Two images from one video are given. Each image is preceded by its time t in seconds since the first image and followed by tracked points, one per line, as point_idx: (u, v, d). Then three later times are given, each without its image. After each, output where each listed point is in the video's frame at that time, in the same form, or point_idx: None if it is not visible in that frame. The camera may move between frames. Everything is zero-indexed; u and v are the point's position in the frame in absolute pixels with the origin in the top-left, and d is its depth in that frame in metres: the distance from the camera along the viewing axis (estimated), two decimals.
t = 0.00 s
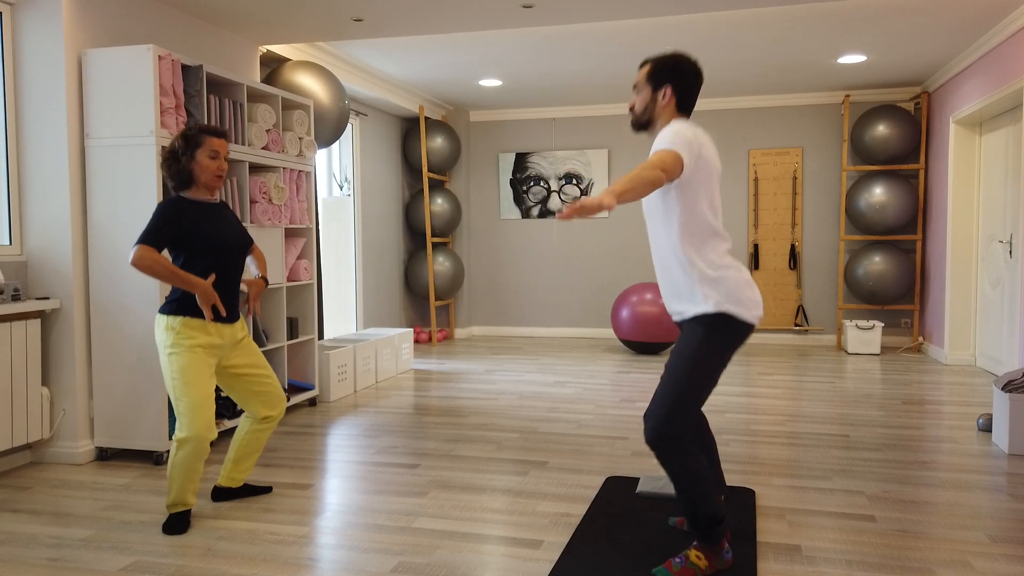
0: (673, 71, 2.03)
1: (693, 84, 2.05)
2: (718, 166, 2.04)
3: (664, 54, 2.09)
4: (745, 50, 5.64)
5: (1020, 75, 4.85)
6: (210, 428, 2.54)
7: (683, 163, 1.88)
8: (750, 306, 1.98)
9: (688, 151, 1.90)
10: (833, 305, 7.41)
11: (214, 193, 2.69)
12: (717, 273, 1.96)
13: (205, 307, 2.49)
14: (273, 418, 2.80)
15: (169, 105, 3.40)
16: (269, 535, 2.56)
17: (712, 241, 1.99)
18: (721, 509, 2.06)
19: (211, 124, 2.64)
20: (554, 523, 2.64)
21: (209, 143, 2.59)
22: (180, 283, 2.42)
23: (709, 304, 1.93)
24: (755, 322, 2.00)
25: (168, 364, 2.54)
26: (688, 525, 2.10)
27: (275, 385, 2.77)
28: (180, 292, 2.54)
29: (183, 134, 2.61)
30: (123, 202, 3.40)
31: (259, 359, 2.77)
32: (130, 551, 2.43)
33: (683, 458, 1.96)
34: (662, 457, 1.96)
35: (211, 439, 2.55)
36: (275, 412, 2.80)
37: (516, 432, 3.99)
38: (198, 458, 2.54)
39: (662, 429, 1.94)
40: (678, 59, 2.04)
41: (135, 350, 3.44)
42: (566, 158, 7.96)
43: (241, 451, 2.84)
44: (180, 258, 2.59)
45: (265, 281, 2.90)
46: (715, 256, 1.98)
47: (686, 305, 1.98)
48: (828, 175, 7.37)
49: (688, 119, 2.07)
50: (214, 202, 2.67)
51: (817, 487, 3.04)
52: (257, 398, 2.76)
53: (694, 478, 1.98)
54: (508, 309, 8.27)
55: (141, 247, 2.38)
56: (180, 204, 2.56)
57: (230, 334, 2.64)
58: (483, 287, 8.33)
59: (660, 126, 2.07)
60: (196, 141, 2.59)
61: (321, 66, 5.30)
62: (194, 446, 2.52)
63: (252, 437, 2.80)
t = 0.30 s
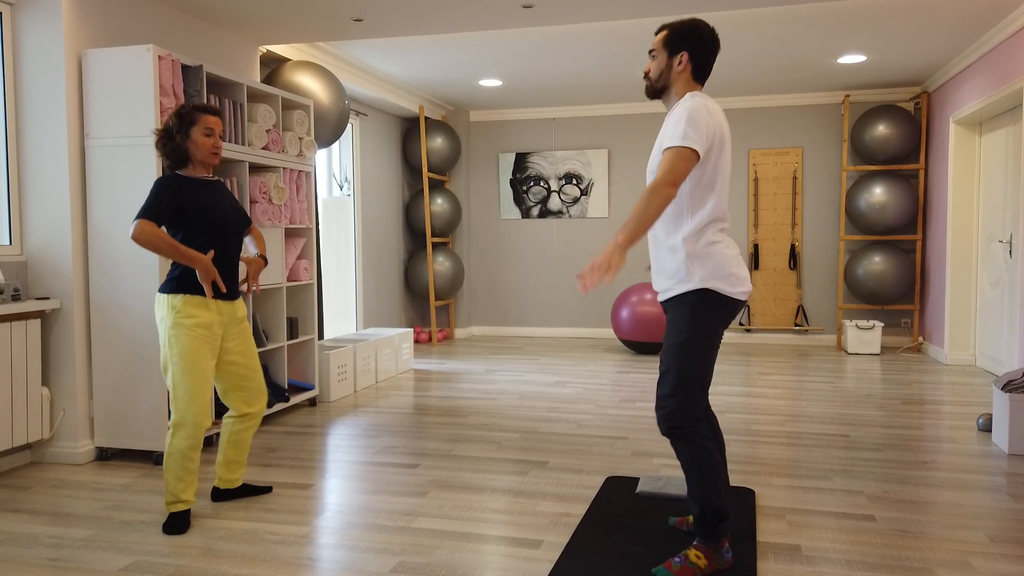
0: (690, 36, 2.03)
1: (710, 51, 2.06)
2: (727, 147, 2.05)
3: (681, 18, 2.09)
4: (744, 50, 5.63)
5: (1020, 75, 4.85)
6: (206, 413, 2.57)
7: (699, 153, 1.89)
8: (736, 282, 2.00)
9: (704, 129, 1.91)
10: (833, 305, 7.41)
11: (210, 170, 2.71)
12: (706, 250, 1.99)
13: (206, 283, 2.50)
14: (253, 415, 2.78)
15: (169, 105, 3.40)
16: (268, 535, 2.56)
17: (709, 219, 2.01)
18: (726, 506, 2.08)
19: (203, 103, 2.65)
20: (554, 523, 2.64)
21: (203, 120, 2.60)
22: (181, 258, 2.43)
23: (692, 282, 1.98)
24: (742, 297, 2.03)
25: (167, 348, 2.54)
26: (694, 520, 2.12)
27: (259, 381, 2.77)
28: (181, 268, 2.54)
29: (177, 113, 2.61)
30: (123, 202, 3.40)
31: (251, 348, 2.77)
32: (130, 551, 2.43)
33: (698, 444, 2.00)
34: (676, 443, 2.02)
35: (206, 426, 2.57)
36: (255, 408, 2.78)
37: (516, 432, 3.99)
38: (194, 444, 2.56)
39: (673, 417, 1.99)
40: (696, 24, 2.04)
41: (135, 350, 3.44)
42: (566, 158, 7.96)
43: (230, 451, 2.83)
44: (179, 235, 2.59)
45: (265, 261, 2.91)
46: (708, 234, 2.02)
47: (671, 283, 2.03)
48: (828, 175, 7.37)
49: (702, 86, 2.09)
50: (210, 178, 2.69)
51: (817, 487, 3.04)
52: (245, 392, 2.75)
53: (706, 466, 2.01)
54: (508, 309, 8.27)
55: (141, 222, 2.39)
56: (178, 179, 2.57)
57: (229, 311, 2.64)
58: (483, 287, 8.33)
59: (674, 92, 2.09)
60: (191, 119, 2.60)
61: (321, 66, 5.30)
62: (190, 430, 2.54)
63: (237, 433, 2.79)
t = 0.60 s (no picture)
0: (696, 29, 2.04)
1: (717, 46, 2.05)
2: (730, 146, 2.06)
3: (688, 12, 2.09)
4: (744, 50, 5.63)
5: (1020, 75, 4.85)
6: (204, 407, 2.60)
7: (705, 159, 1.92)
8: (730, 278, 2.01)
9: (708, 128, 1.92)
10: (833, 305, 7.41)
11: (209, 163, 2.72)
12: (702, 247, 2.01)
13: (206, 275, 2.51)
14: (237, 416, 2.78)
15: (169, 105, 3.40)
16: (268, 535, 2.56)
17: (707, 218, 2.02)
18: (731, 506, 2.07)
19: (201, 95, 2.65)
20: (554, 523, 2.64)
21: (202, 113, 2.60)
22: (181, 250, 2.43)
23: (688, 278, 1.98)
24: (736, 293, 2.03)
25: (165, 342, 2.54)
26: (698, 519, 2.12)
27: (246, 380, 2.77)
28: (180, 260, 2.53)
29: (175, 106, 2.62)
30: (123, 202, 3.40)
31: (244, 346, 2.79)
32: (130, 551, 2.43)
33: (709, 439, 2.00)
34: (687, 439, 2.02)
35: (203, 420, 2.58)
36: (239, 410, 2.79)
37: (516, 432, 3.99)
38: (192, 439, 2.57)
39: (684, 414, 1.99)
40: (703, 17, 2.04)
41: (135, 350, 3.44)
42: (566, 158, 7.96)
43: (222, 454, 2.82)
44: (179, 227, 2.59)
45: (263, 254, 2.92)
46: (705, 232, 2.03)
47: (666, 280, 2.03)
48: (828, 175, 7.37)
49: (708, 81, 2.09)
50: (208, 170, 2.69)
51: (817, 487, 3.04)
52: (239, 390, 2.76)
53: (719, 459, 2.00)
54: (508, 309, 8.27)
55: (140, 213, 2.40)
56: (178, 172, 2.57)
57: (227, 305, 2.64)
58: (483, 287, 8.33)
59: (679, 86, 2.10)
60: (189, 111, 2.61)
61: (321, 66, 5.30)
62: (187, 424, 2.55)
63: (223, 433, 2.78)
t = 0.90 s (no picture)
0: (697, 30, 2.03)
1: (718, 46, 2.05)
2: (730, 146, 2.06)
3: (690, 12, 2.09)
4: (744, 50, 5.63)
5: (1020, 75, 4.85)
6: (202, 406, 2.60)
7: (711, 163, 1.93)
8: (727, 280, 2.01)
9: (710, 129, 1.93)
10: (833, 305, 7.41)
11: (209, 162, 2.72)
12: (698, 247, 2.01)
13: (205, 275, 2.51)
14: (229, 416, 2.78)
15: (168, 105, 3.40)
16: (268, 535, 2.56)
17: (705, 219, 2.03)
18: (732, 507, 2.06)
19: (202, 95, 2.65)
20: (554, 523, 2.64)
21: (202, 112, 2.60)
22: (181, 249, 2.44)
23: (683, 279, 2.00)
24: (733, 295, 2.03)
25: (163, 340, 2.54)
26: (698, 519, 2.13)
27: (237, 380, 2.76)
28: (179, 259, 2.53)
29: (175, 105, 2.62)
30: (122, 202, 3.40)
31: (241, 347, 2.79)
32: (130, 551, 2.43)
33: (713, 437, 2.00)
34: (692, 438, 2.02)
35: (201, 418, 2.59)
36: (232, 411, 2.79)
37: (516, 432, 3.99)
38: (190, 437, 2.57)
39: (687, 414, 1.99)
40: (705, 17, 2.04)
41: (135, 350, 3.44)
42: (566, 158, 7.96)
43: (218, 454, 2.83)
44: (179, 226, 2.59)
45: (262, 254, 2.91)
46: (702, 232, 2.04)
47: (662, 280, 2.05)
48: (828, 175, 7.37)
49: (709, 82, 2.09)
50: (208, 170, 2.69)
51: (817, 487, 3.04)
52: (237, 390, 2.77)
53: (723, 458, 2.00)
54: (508, 309, 8.27)
55: (140, 212, 2.40)
56: (178, 171, 2.57)
57: (227, 306, 2.65)
58: (483, 287, 8.33)
59: (680, 86, 2.10)
60: (190, 111, 2.61)
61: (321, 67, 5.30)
62: (185, 422, 2.55)
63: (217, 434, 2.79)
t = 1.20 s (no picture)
0: (695, 30, 2.04)
1: (717, 46, 2.05)
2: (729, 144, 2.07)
3: (687, 12, 2.09)
4: (744, 50, 5.63)
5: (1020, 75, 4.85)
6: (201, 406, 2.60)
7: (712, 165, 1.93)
8: (726, 280, 2.02)
9: (709, 130, 1.93)
10: (833, 305, 7.41)
11: (209, 162, 2.72)
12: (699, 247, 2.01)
13: (205, 275, 2.52)
14: (226, 416, 2.78)
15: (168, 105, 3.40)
16: (268, 535, 2.56)
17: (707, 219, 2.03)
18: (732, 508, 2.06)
19: (202, 94, 2.66)
20: (554, 523, 2.65)
21: (202, 112, 2.61)
22: (181, 249, 2.44)
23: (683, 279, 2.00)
24: (732, 296, 2.04)
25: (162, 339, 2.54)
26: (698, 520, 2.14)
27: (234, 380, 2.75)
28: (180, 259, 2.53)
29: (175, 105, 2.62)
30: (123, 201, 3.40)
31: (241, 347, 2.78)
32: (130, 551, 2.43)
33: (713, 437, 2.00)
34: (692, 438, 2.02)
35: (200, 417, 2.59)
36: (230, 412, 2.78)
37: (516, 432, 3.99)
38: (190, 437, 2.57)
39: (687, 413, 2.00)
40: (703, 18, 2.04)
41: (135, 350, 3.44)
42: (566, 158, 7.96)
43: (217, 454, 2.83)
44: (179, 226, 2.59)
45: (264, 254, 2.92)
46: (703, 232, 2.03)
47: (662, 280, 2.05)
48: (828, 175, 7.37)
49: (707, 82, 2.09)
50: (209, 170, 2.69)
51: (818, 487, 3.04)
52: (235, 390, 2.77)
53: (723, 458, 1.99)
54: (508, 309, 8.27)
55: (142, 212, 2.40)
56: (179, 171, 2.57)
57: (227, 305, 2.65)
58: (483, 287, 8.32)
59: (679, 87, 2.10)
60: (189, 111, 2.61)
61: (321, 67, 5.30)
62: (184, 422, 2.55)
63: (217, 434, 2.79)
